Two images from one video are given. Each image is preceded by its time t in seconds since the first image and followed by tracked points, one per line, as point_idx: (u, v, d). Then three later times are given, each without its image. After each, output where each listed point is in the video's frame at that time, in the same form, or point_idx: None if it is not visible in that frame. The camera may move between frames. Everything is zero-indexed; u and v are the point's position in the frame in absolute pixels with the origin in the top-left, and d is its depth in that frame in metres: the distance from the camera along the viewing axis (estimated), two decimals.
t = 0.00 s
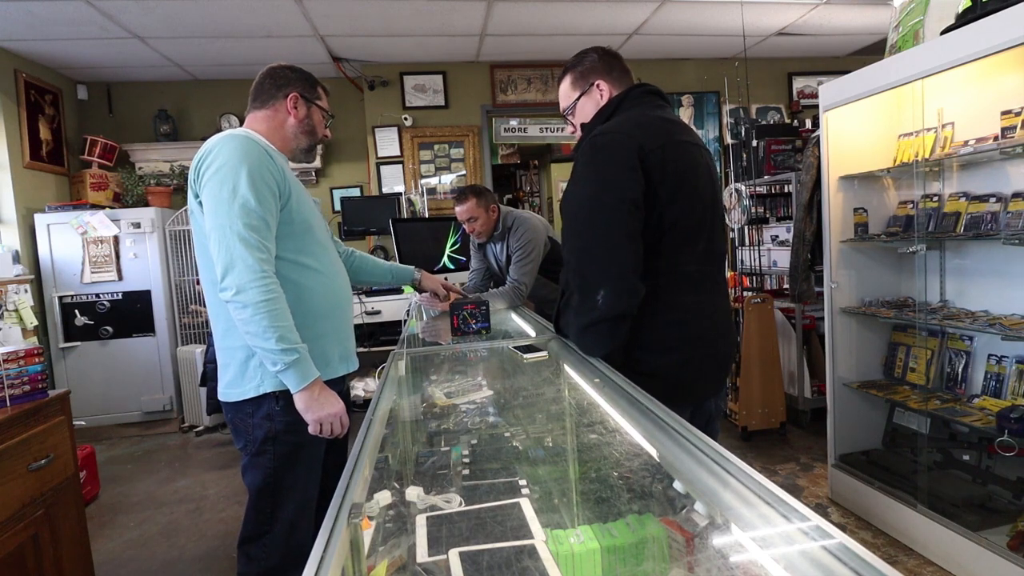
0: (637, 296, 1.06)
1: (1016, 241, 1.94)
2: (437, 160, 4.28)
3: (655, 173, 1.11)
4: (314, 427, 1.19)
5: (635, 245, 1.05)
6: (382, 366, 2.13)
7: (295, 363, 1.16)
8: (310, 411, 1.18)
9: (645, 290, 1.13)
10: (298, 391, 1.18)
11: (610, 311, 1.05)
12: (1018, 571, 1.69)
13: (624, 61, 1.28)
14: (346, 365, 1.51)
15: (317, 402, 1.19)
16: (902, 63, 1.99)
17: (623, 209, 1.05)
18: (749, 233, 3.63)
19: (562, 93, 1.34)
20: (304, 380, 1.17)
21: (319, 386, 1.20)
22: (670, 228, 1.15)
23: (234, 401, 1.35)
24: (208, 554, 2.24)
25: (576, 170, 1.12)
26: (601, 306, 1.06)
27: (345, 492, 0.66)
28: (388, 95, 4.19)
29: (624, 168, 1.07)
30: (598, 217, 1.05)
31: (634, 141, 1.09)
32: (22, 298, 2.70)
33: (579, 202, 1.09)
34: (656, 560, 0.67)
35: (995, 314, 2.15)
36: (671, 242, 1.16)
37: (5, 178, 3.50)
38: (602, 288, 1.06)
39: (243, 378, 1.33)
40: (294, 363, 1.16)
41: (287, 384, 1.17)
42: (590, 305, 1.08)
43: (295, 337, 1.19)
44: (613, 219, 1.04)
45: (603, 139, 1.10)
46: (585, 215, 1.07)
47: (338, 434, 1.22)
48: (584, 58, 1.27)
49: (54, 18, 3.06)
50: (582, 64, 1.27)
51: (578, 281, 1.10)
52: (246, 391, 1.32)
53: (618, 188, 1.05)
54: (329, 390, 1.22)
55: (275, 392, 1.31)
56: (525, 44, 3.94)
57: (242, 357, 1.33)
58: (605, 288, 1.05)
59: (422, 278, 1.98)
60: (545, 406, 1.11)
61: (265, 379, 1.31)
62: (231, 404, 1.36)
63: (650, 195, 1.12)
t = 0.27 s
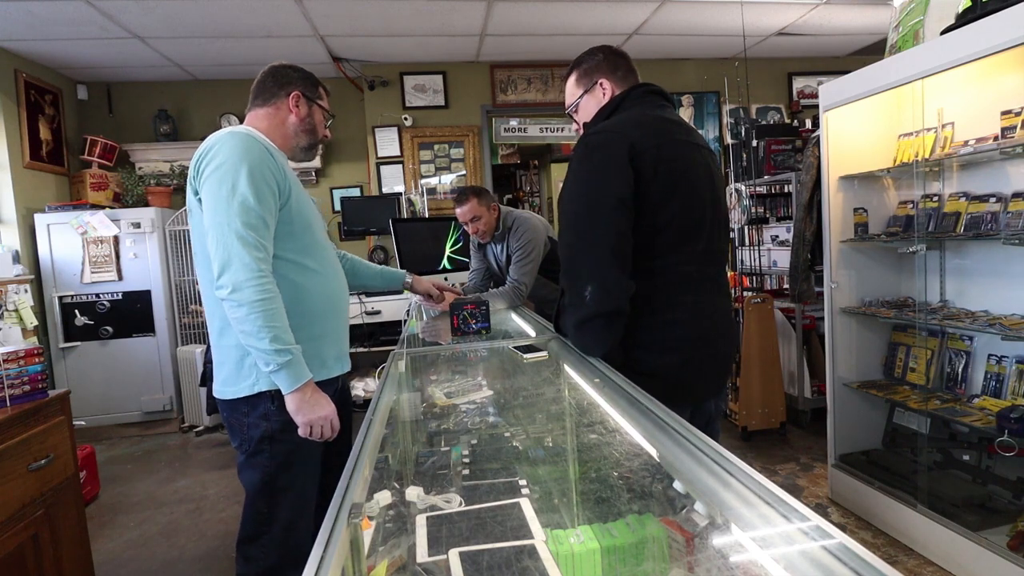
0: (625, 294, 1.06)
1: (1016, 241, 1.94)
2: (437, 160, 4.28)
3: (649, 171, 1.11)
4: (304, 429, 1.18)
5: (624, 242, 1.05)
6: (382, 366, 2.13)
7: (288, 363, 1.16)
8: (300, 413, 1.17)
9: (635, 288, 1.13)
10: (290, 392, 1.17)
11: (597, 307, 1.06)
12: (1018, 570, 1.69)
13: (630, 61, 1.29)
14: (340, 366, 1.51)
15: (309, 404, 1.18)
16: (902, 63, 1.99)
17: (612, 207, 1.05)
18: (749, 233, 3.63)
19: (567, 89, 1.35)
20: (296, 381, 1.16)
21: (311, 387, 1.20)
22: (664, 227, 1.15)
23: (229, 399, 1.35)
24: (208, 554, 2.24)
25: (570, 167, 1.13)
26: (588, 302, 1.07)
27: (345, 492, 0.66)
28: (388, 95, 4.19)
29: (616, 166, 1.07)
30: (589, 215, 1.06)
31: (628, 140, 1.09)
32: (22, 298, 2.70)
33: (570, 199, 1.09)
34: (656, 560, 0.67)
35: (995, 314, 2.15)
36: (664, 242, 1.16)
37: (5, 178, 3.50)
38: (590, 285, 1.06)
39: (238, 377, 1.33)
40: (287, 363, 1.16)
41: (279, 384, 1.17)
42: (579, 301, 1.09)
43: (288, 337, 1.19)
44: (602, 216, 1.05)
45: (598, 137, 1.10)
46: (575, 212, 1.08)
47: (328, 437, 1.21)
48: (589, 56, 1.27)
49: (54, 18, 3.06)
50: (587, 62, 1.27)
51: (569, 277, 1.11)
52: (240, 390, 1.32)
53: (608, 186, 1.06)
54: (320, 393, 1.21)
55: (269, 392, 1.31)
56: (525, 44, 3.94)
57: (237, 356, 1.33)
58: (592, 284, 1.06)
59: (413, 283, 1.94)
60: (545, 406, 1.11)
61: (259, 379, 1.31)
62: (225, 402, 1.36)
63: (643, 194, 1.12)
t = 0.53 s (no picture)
0: (623, 293, 1.05)
1: (1016, 241, 1.94)
2: (437, 160, 4.28)
3: (648, 171, 1.11)
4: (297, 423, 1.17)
5: (622, 242, 1.05)
6: (382, 367, 2.13)
7: (288, 357, 1.16)
8: (295, 406, 1.16)
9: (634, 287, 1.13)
10: (285, 385, 1.16)
11: (596, 307, 1.06)
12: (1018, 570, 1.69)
13: (632, 60, 1.28)
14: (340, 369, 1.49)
15: (303, 398, 1.17)
16: (902, 63, 1.99)
17: (610, 206, 1.05)
18: (749, 233, 3.63)
19: (568, 89, 1.35)
20: (293, 374, 1.15)
21: (307, 382, 1.19)
22: (663, 227, 1.15)
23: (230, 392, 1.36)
24: (208, 554, 2.24)
25: (569, 166, 1.13)
26: (587, 302, 1.07)
27: (346, 492, 0.66)
28: (388, 95, 4.19)
29: (615, 166, 1.07)
30: (587, 214, 1.06)
31: (627, 139, 1.09)
32: (22, 298, 2.70)
33: (569, 199, 1.10)
34: (656, 560, 0.67)
35: (995, 314, 2.15)
36: (663, 242, 1.16)
37: (5, 178, 3.50)
38: (589, 284, 1.06)
39: (241, 370, 1.33)
40: (286, 357, 1.15)
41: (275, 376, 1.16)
42: (578, 301, 1.09)
43: (291, 332, 1.18)
44: (600, 216, 1.05)
45: (598, 136, 1.10)
46: (573, 212, 1.08)
47: (319, 432, 1.21)
48: (589, 56, 1.27)
49: (54, 18, 3.06)
50: (587, 62, 1.28)
51: (567, 277, 1.11)
52: (242, 385, 1.33)
53: (606, 185, 1.06)
54: (315, 388, 1.21)
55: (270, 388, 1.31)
56: (525, 44, 3.94)
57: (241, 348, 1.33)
58: (590, 284, 1.06)
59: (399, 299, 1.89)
60: (545, 406, 1.11)
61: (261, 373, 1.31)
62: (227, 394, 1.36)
63: (642, 194, 1.12)
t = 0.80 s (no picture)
0: (622, 292, 1.05)
1: (1016, 241, 1.94)
2: (437, 160, 4.28)
3: (648, 169, 1.11)
4: (303, 389, 1.34)
5: (620, 241, 1.05)
6: (382, 367, 2.13)
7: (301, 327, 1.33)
8: (302, 374, 1.33)
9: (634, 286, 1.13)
10: (296, 351, 1.34)
11: (595, 306, 1.06)
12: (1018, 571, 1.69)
13: (638, 59, 1.28)
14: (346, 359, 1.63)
15: (311, 368, 1.35)
16: (902, 63, 1.99)
17: (609, 204, 1.05)
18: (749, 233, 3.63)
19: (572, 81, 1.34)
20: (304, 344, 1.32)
21: (316, 355, 1.36)
22: (662, 227, 1.15)
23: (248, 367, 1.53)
24: (209, 554, 2.24)
25: (569, 164, 1.13)
26: (586, 301, 1.07)
27: (346, 492, 0.66)
28: (388, 95, 4.19)
29: (615, 164, 1.07)
30: (587, 212, 1.06)
31: (627, 138, 1.09)
32: (22, 298, 2.70)
33: (568, 197, 1.10)
34: (656, 560, 0.67)
35: (995, 314, 2.15)
36: (662, 241, 1.16)
37: (5, 178, 3.49)
38: (588, 283, 1.06)
39: (262, 349, 1.50)
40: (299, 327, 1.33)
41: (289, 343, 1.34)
42: (577, 299, 1.09)
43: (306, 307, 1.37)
44: (599, 215, 1.05)
45: (598, 135, 1.10)
46: (573, 209, 1.08)
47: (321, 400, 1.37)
48: (597, 52, 1.27)
49: (54, 18, 3.06)
50: (594, 57, 1.27)
51: (567, 276, 1.11)
52: (262, 361, 1.50)
53: (606, 184, 1.06)
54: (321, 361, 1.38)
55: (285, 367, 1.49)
56: (525, 44, 3.94)
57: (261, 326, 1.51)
58: (590, 283, 1.06)
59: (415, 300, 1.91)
60: (545, 406, 1.11)
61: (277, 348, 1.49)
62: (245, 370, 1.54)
63: (642, 193, 1.12)
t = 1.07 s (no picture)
0: (619, 292, 1.05)
1: (1016, 241, 1.94)
2: (437, 160, 4.28)
3: (647, 169, 1.11)
4: (319, 361, 1.39)
5: (617, 239, 1.05)
6: (382, 367, 2.13)
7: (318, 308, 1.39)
8: (319, 346, 1.38)
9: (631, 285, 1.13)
10: (313, 328, 1.39)
11: (592, 305, 1.06)
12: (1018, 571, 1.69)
13: (644, 55, 1.27)
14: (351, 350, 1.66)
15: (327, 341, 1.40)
16: (902, 63, 1.99)
17: (607, 202, 1.05)
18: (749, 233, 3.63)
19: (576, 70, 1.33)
20: (320, 319, 1.38)
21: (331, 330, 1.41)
22: (660, 226, 1.15)
23: (253, 349, 1.56)
24: (209, 554, 2.24)
25: (567, 162, 1.13)
26: (583, 299, 1.07)
27: (346, 492, 0.66)
28: (389, 95, 4.19)
29: (613, 163, 1.07)
30: (585, 210, 1.06)
31: (626, 137, 1.10)
32: (22, 298, 2.70)
33: (566, 195, 1.10)
34: (656, 560, 0.67)
35: (995, 314, 2.15)
36: (661, 241, 1.16)
37: (5, 178, 3.49)
38: (586, 282, 1.06)
39: (265, 330, 1.54)
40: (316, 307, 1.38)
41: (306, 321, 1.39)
42: (575, 298, 1.09)
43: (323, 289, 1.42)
44: (596, 213, 1.05)
45: (596, 134, 1.11)
46: (570, 208, 1.08)
47: (334, 373, 1.42)
48: (604, 45, 1.25)
49: (54, 18, 3.06)
50: (603, 49, 1.26)
51: (565, 275, 1.11)
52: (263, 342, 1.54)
53: (604, 182, 1.06)
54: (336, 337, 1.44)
55: (290, 350, 1.52)
56: (525, 44, 3.94)
57: (271, 309, 1.55)
58: (588, 282, 1.06)
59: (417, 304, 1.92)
60: (545, 406, 1.11)
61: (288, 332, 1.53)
62: (249, 353, 1.57)
63: (639, 192, 1.13)
